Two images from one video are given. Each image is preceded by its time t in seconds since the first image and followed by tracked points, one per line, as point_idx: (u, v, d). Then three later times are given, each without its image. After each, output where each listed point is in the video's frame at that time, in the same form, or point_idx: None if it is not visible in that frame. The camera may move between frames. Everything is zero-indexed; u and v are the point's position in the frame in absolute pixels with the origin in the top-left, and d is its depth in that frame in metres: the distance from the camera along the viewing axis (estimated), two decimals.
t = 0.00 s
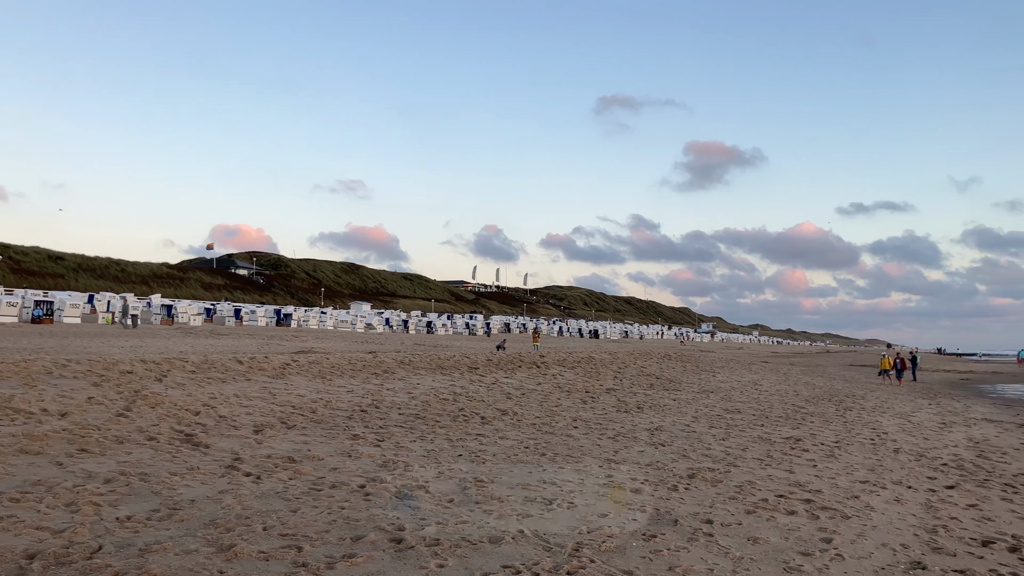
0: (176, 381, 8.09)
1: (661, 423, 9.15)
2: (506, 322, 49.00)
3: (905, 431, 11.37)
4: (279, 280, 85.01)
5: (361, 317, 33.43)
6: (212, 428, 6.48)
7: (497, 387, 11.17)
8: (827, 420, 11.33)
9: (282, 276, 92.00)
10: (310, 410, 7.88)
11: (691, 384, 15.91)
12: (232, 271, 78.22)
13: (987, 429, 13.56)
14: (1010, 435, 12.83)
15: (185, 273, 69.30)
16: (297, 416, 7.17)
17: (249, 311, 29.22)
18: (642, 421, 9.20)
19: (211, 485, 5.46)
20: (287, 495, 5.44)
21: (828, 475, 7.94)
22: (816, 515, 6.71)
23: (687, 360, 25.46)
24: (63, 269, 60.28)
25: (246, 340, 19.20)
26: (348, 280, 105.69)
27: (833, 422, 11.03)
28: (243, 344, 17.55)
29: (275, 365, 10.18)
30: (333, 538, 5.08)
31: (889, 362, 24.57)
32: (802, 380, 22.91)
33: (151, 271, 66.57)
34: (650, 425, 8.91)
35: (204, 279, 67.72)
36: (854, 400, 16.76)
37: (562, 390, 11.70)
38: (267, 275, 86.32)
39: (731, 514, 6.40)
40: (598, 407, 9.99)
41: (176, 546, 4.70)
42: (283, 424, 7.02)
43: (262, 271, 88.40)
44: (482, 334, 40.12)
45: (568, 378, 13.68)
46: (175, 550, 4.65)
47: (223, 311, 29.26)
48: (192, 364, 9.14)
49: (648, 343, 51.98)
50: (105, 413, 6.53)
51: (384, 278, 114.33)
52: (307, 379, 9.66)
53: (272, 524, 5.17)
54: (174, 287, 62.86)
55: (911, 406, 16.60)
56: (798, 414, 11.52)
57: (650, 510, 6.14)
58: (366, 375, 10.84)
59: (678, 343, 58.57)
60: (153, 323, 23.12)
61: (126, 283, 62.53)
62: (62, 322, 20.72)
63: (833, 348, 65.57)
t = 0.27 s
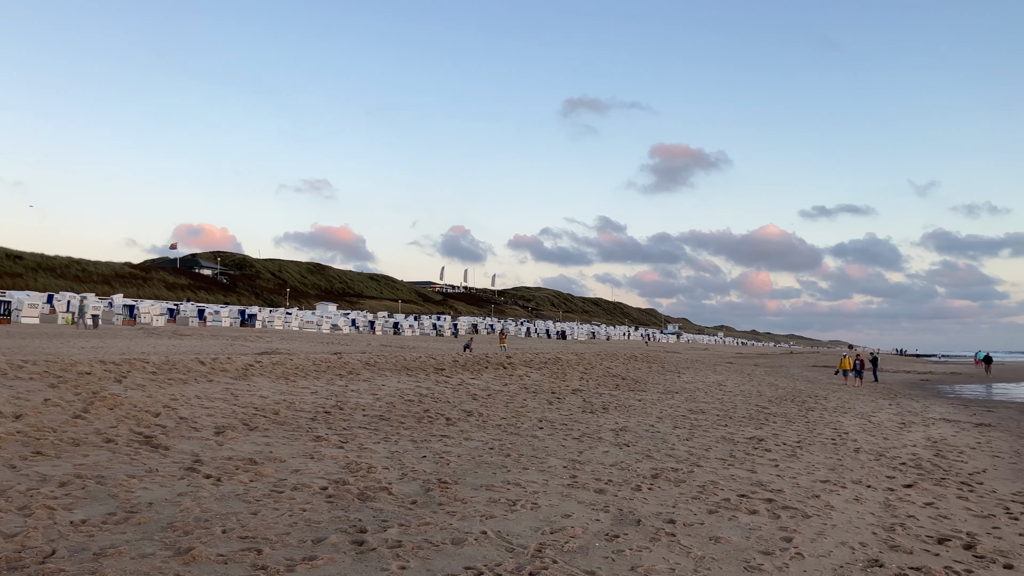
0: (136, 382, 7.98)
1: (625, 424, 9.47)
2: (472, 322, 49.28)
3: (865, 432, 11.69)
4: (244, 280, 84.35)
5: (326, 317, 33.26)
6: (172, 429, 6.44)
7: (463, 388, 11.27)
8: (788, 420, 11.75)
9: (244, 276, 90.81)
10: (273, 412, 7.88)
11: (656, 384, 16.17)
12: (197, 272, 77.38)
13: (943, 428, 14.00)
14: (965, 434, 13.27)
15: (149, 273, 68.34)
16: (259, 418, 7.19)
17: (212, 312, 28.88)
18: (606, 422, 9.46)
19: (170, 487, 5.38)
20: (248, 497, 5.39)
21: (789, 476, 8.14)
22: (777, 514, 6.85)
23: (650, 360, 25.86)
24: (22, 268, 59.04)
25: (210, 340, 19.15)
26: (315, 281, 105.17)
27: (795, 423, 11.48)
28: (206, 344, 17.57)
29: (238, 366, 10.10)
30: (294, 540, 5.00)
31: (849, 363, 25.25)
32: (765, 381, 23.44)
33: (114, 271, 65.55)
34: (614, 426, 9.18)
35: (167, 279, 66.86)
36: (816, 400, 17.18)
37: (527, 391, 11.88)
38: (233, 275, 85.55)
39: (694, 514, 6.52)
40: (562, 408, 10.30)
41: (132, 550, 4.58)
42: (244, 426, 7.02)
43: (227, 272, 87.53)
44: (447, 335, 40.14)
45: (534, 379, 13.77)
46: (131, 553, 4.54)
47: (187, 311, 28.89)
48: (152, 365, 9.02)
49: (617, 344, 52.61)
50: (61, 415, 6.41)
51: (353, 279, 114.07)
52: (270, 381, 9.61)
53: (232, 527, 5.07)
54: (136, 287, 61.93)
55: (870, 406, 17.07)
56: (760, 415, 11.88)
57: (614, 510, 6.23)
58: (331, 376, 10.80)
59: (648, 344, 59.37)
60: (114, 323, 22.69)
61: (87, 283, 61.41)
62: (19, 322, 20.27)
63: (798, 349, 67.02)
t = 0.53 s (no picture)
0: (99, 383, 7.86)
1: (595, 424, 9.74)
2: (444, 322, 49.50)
3: (831, 434, 11.96)
4: (211, 280, 83.55)
5: (296, 318, 33.04)
6: (136, 431, 6.37)
7: (433, 389, 11.32)
8: (757, 421, 12.28)
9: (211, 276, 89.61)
10: (240, 412, 7.82)
11: (627, 385, 16.38)
12: (164, 272, 76.53)
13: (907, 427, 14.37)
14: (927, 434, 13.65)
15: (115, 272, 67.44)
16: (226, 419, 7.14)
17: (179, 312, 28.48)
18: (575, 423, 9.75)
19: (132, 489, 5.31)
20: (213, 499, 5.34)
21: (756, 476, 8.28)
22: (744, 514, 6.96)
23: (617, 361, 26.17)
24: None
25: (178, 340, 18.91)
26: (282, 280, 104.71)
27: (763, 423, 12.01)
28: (175, 344, 17.38)
29: (204, 367, 10.01)
30: (259, 542, 4.94)
31: (815, 364, 25.80)
32: (733, 381, 23.86)
33: (78, 271, 64.56)
34: (583, 426, 9.48)
35: (134, 279, 66.05)
36: (783, 400, 17.55)
37: (497, 392, 12.00)
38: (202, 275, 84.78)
39: (661, 514, 6.62)
40: (533, 408, 10.56)
41: (92, 553, 4.51)
42: (211, 426, 6.98)
43: (194, 271, 86.71)
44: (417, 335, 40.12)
45: (505, 380, 13.84)
46: (91, 557, 4.47)
47: (153, 311, 28.47)
48: (116, 366, 8.90)
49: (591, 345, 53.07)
50: (20, 417, 6.30)
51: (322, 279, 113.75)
52: (237, 382, 9.54)
53: (195, 529, 5.00)
54: (101, 287, 60.94)
55: (835, 406, 17.50)
56: (728, 416, 12.37)
57: (582, 511, 6.30)
58: (299, 377, 10.74)
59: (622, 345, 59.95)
60: (78, 323, 22.27)
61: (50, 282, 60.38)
62: None
63: (769, 350, 68.19)
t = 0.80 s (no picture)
0: (67, 383, 7.76)
1: (569, 424, 10.56)
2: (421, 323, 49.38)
3: (803, 436, 12.19)
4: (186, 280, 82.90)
5: (271, 319, 32.80)
6: (104, 432, 6.31)
7: (407, 390, 11.37)
8: (728, 421, 13.10)
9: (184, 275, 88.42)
10: (212, 412, 7.77)
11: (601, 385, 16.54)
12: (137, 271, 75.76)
13: (877, 427, 14.67)
14: (896, 433, 13.95)
15: (87, 271, 66.66)
16: (197, 420, 7.10)
17: (152, 312, 28.15)
18: (550, 423, 10.47)
19: (100, 491, 5.26)
20: (182, 500, 5.30)
21: (727, 476, 8.61)
22: (716, 513, 7.06)
23: (590, 361, 26.35)
24: None
25: (149, 340, 18.68)
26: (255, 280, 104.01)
27: (734, 424, 12.78)
28: (146, 344, 17.16)
29: (176, 367, 9.92)
30: (229, 544, 4.85)
31: (789, 365, 26.18)
32: (707, 381, 24.20)
33: (48, 271, 63.80)
34: (557, 428, 10.17)
35: (106, 279, 65.39)
36: (756, 400, 17.85)
37: (472, 392, 12.08)
38: (176, 275, 84.10)
39: (634, 514, 6.75)
40: (507, 409, 11.03)
41: (57, 556, 4.44)
42: (182, 427, 6.93)
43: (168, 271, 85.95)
44: (392, 338, 39.98)
45: (480, 380, 13.87)
46: (55, 560, 4.40)
47: (125, 311, 28.11)
48: (84, 366, 8.79)
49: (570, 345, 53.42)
50: None
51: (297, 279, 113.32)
52: (210, 382, 9.47)
53: (164, 531, 4.92)
54: (71, 287, 60.18)
55: (806, 405, 17.85)
56: (698, 416, 13.16)
57: (554, 510, 6.42)
58: (272, 378, 10.68)
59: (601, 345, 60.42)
60: (47, 323, 21.91)
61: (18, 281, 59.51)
62: None
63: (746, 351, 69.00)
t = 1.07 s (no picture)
0: (37, 384, 7.65)
1: (546, 424, 10.73)
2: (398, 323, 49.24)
3: (779, 435, 12.33)
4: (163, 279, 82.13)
5: (248, 319, 32.51)
6: (75, 432, 6.24)
7: (383, 390, 11.38)
8: (706, 420, 13.36)
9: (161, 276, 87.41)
10: (185, 412, 7.71)
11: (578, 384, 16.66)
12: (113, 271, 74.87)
13: (851, 426, 14.92)
14: (870, 433, 14.18)
15: (60, 270, 65.76)
16: (170, 420, 7.04)
17: (126, 312, 27.82)
18: (527, 423, 10.64)
19: (70, 493, 5.20)
20: (154, 501, 5.25)
21: (702, 475, 8.75)
22: (690, 513, 7.15)
23: (566, 360, 26.49)
24: None
25: (122, 340, 18.45)
26: (231, 280, 103.04)
27: (712, 424, 12.91)
28: (120, 344, 16.94)
29: (149, 367, 9.83)
30: (201, 545, 4.77)
31: (759, 363, 26.60)
32: (684, 381, 24.45)
33: (20, 270, 62.87)
34: (534, 427, 10.39)
35: (81, 279, 64.58)
36: (732, 400, 18.08)
37: (449, 392, 12.11)
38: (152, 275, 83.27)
39: (610, 514, 6.87)
40: (484, 408, 11.12)
41: (25, 558, 4.37)
42: (155, 427, 6.87)
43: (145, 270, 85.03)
44: (371, 339, 39.76)
45: (457, 380, 13.88)
46: (23, 562, 4.33)
47: (99, 311, 27.76)
48: (55, 366, 8.68)
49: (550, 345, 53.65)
50: None
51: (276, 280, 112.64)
52: (184, 382, 9.40)
53: (135, 533, 4.85)
54: (44, 287, 59.38)
55: (781, 405, 18.12)
56: (675, 416, 13.34)
57: (530, 511, 6.72)
58: (247, 377, 10.61)
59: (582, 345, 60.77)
60: (18, 323, 21.57)
61: None
62: None
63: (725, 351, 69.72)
